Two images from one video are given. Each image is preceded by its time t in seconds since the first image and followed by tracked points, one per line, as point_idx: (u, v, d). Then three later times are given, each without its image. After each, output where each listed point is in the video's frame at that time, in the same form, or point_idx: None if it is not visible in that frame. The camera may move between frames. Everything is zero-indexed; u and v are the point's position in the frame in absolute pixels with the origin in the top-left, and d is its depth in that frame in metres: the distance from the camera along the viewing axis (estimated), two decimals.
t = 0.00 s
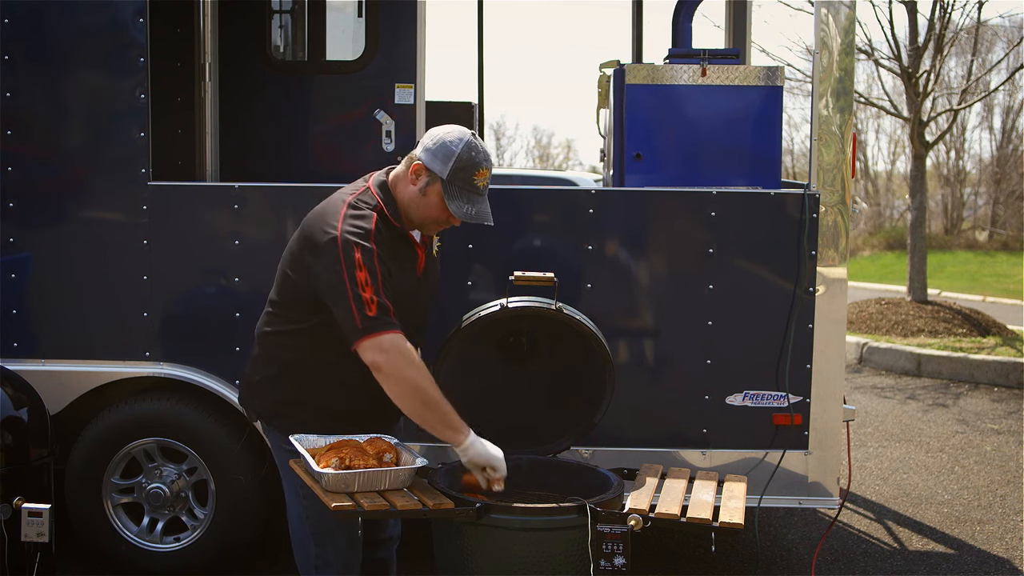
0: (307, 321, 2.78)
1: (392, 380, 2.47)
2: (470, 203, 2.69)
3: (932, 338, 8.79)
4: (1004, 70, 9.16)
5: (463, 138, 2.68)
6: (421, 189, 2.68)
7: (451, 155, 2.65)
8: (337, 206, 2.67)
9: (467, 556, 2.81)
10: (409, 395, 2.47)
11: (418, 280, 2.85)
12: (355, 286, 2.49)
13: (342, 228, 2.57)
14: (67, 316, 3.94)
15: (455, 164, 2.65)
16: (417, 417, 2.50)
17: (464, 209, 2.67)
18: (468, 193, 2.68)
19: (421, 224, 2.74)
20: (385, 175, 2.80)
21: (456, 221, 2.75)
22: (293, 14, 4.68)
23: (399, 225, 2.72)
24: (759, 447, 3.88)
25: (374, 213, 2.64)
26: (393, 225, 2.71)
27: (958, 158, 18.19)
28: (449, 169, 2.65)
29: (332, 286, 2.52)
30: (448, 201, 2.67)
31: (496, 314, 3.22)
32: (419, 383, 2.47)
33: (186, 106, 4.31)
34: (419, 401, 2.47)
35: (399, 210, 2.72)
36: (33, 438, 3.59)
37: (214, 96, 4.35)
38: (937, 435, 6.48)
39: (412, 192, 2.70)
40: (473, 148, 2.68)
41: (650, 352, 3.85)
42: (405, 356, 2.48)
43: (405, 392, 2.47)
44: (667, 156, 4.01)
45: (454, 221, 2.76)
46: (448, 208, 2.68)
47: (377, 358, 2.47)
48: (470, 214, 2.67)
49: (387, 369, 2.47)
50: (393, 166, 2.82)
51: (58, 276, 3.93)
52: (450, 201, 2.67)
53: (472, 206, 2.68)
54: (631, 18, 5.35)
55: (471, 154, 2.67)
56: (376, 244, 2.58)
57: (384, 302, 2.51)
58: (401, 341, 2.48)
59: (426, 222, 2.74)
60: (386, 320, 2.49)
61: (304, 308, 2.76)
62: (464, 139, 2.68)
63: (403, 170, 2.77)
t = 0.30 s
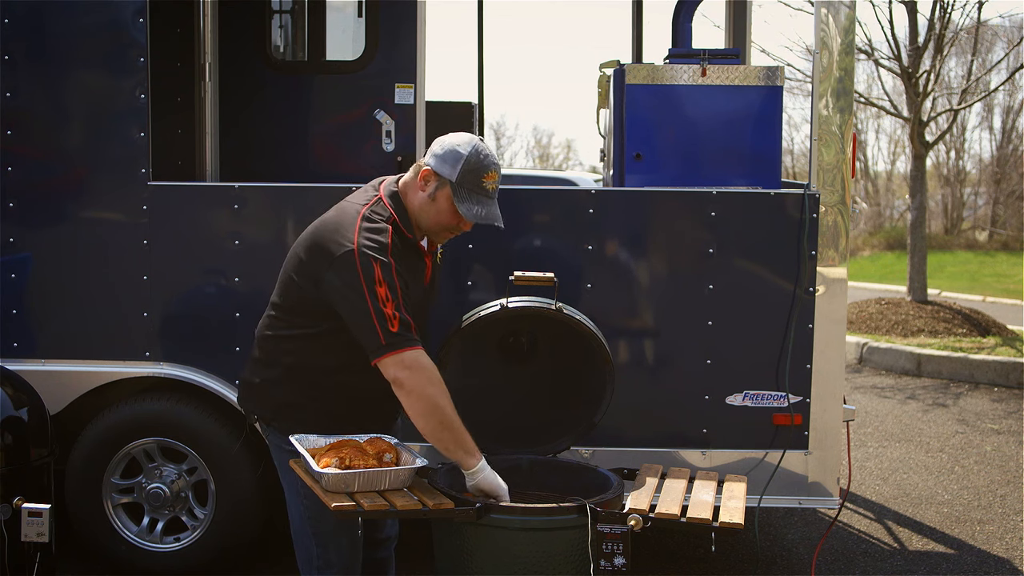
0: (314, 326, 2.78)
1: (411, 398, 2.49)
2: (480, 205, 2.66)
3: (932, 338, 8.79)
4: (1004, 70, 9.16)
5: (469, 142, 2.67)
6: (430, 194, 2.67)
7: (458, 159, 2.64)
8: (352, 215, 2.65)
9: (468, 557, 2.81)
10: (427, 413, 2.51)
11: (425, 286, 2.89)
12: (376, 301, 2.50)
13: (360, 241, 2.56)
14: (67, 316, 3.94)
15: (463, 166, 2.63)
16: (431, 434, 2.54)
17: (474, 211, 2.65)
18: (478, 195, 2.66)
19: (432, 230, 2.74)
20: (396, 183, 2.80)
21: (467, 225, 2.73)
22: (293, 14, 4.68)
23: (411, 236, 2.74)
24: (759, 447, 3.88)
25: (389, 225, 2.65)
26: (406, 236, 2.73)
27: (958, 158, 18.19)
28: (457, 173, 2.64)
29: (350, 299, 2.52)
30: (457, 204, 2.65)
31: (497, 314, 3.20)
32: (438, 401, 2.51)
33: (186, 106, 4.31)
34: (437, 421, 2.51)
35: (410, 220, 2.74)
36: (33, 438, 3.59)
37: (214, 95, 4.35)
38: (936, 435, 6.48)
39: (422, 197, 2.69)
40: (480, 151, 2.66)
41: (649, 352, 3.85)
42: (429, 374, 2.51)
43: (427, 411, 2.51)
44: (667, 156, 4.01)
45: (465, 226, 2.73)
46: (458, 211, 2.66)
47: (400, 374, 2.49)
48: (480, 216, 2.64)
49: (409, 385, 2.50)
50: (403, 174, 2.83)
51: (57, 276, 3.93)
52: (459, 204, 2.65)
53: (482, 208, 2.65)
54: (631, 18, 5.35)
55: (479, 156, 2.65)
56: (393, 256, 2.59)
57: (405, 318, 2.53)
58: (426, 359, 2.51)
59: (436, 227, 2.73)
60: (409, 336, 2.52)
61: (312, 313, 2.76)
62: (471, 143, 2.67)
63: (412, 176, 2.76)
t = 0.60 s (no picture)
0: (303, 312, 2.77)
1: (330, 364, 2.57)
2: (453, 145, 2.64)
3: (932, 338, 8.79)
4: (1004, 70, 9.15)
5: (441, 106, 2.74)
6: (408, 153, 2.70)
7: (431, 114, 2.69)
8: (331, 191, 2.72)
9: (468, 557, 2.81)
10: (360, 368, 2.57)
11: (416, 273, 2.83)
12: (313, 266, 2.57)
13: (326, 210, 2.64)
14: (67, 316, 3.94)
15: (434, 114, 2.66)
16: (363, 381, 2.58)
17: (445, 149, 2.63)
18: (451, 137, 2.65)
19: (413, 191, 2.70)
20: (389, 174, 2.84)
21: (446, 176, 2.68)
22: (293, 14, 4.68)
23: (394, 209, 2.71)
24: (759, 447, 3.88)
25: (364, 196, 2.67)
26: (388, 209, 2.70)
27: (958, 158, 18.19)
28: (429, 120, 2.66)
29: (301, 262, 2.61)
30: (430, 148, 2.65)
31: (497, 313, 3.21)
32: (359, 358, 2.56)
33: (186, 106, 4.31)
34: (358, 374, 2.56)
35: (393, 193, 2.73)
36: (33, 438, 3.59)
37: (214, 95, 4.34)
38: (936, 435, 6.47)
39: (402, 161, 2.72)
40: (454, 106, 2.71)
41: (649, 352, 3.85)
42: (342, 334, 2.54)
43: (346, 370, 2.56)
44: (667, 156, 4.01)
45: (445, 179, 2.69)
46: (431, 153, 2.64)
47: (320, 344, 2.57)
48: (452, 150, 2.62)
49: (329, 356, 2.55)
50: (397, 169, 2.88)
51: (57, 276, 3.93)
52: (431, 145, 2.64)
53: (454, 145, 2.63)
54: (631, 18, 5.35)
55: (451, 107, 2.69)
56: (353, 231, 2.61)
57: (331, 289, 2.54)
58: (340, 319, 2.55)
59: (417, 189, 2.70)
60: (325, 307, 2.54)
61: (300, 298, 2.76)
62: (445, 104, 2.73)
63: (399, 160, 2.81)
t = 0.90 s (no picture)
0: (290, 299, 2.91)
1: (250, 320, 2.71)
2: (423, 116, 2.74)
3: (932, 338, 8.79)
4: (1004, 70, 9.16)
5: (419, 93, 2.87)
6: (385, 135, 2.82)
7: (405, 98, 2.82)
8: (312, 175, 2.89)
9: (467, 557, 2.81)
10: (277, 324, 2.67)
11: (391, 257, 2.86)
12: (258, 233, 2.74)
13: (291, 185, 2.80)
14: (67, 316, 3.94)
15: (406, 95, 2.79)
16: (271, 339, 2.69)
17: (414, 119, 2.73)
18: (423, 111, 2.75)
19: (392, 169, 2.77)
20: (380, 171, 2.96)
21: (419, 150, 2.76)
22: (293, 14, 4.67)
23: (369, 189, 2.79)
24: (759, 447, 3.88)
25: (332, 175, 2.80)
26: (361, 187, 2.79)
27: (958, 158, 18.19)
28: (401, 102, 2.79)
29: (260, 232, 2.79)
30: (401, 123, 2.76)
31: (495, 315, 3.02)
32: (269, 316, 2.65)
33: (186, 106, 4.31)
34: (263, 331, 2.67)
35: (373, 174, 2.81)
36: (33, 438, 3.59)
37: (214, 95, 4.34)
38: (936, 435, 6.48)
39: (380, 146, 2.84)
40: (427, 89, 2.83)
41: (650, 352, 3.85)
42: (256, 294, 2.67)
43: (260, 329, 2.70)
44: (667, 156, 4.01)
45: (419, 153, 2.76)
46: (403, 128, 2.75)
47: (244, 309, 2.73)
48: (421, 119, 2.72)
49: (244, 316, 2.67)
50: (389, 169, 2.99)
51: (57, 277, 3.93)
52: (402, 120, 2.75)
53: (423, 115, 2.73)
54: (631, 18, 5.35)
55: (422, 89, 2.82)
56: (306, 203, 2.74)
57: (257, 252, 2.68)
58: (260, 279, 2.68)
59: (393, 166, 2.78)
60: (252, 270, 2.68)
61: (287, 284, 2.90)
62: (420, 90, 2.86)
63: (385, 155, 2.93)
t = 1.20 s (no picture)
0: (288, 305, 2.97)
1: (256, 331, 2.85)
2: (404, 141, 2.64)
3: (932, 338, 8.79)
4: (1004, 70, 9.16)
5: (403, 89, 2.71)
6: (368, 146, 2.74)
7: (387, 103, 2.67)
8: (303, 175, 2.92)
9: (467, 557, 2.81)
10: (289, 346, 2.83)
11: (379, 252, 2.85)
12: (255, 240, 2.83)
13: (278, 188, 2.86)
14: (67, 316, 3.94)
15: (388, 106, 2.64)
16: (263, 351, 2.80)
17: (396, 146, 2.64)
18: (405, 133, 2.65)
19: (377, 183, 2.75)
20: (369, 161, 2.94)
21: (402, 169, 2.70)
22: (293, 14, 4.67)
23: (349, 185, 2.80)
24: (759, 447, 3.88)
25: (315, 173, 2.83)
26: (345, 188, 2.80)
27: (958, 158, 18.19)
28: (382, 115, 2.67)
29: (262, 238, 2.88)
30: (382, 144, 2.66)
31: (495, 315, 3.01)
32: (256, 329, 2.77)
33: (186, 106, 4.32)
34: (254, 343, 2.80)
35: (357, 176, 2.80)
36: (33, 438, 3.59)
37: (214, 95, 4.34)
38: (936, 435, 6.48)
39: (365, 152, 2.78)
40: (410, 93, 2.68)
41: (650, 352, 3.85)
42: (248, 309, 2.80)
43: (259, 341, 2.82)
44: (667, 156, 4.01)
45: (402, 172, 2.71)
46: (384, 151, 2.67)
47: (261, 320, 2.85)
48: (402, 150, 2.63)
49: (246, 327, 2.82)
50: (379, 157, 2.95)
51: (57, 277, 3.93)
52: (383, 142, 2.66)
53: (404, 143, 2.64)
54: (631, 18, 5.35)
55: (405, 97, 2.67)
56: (285, 203, 2.78)
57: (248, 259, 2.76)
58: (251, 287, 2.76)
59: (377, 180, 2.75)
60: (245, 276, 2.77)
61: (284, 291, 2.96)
62: (403, 89, 2.70)
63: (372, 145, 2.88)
